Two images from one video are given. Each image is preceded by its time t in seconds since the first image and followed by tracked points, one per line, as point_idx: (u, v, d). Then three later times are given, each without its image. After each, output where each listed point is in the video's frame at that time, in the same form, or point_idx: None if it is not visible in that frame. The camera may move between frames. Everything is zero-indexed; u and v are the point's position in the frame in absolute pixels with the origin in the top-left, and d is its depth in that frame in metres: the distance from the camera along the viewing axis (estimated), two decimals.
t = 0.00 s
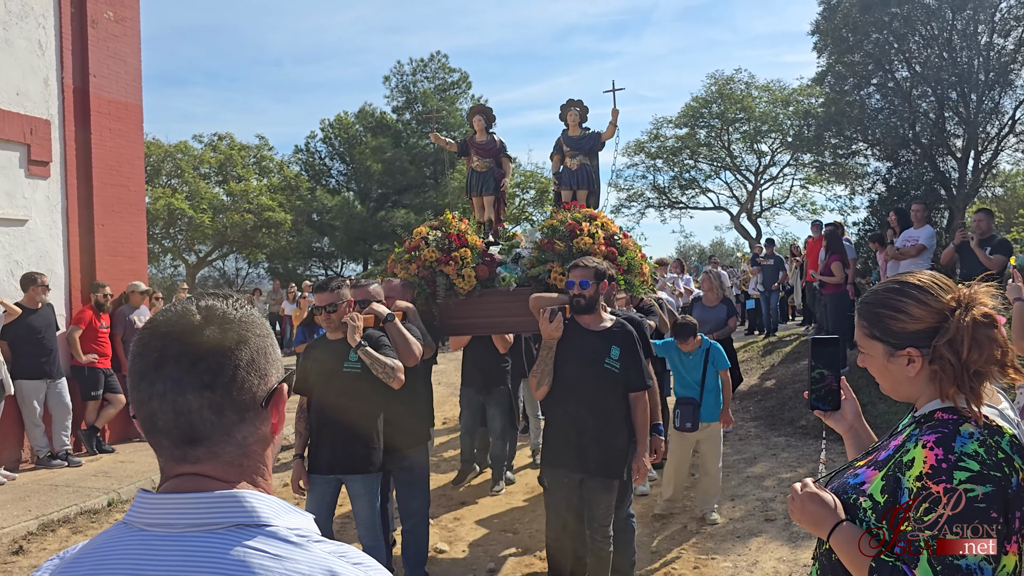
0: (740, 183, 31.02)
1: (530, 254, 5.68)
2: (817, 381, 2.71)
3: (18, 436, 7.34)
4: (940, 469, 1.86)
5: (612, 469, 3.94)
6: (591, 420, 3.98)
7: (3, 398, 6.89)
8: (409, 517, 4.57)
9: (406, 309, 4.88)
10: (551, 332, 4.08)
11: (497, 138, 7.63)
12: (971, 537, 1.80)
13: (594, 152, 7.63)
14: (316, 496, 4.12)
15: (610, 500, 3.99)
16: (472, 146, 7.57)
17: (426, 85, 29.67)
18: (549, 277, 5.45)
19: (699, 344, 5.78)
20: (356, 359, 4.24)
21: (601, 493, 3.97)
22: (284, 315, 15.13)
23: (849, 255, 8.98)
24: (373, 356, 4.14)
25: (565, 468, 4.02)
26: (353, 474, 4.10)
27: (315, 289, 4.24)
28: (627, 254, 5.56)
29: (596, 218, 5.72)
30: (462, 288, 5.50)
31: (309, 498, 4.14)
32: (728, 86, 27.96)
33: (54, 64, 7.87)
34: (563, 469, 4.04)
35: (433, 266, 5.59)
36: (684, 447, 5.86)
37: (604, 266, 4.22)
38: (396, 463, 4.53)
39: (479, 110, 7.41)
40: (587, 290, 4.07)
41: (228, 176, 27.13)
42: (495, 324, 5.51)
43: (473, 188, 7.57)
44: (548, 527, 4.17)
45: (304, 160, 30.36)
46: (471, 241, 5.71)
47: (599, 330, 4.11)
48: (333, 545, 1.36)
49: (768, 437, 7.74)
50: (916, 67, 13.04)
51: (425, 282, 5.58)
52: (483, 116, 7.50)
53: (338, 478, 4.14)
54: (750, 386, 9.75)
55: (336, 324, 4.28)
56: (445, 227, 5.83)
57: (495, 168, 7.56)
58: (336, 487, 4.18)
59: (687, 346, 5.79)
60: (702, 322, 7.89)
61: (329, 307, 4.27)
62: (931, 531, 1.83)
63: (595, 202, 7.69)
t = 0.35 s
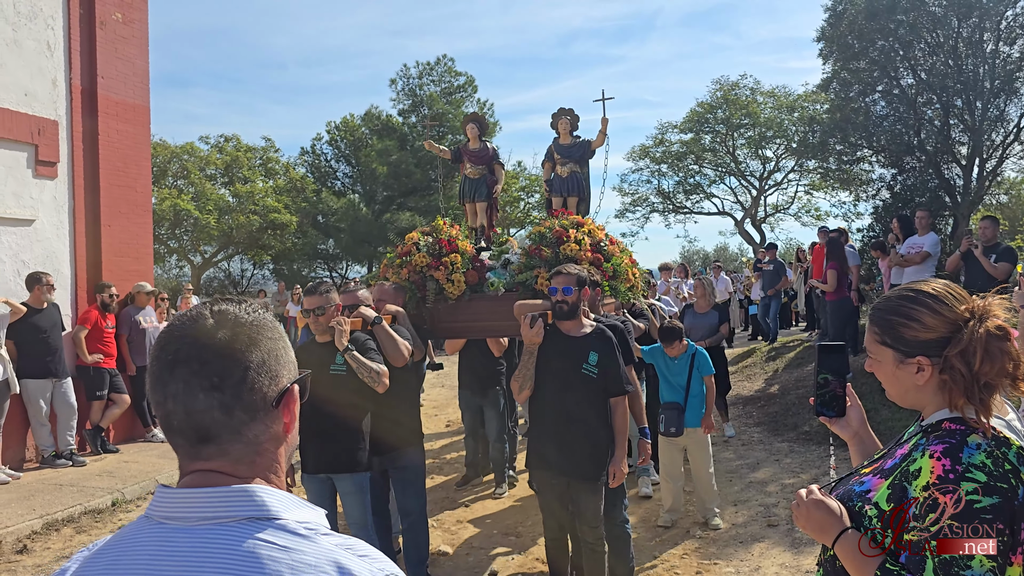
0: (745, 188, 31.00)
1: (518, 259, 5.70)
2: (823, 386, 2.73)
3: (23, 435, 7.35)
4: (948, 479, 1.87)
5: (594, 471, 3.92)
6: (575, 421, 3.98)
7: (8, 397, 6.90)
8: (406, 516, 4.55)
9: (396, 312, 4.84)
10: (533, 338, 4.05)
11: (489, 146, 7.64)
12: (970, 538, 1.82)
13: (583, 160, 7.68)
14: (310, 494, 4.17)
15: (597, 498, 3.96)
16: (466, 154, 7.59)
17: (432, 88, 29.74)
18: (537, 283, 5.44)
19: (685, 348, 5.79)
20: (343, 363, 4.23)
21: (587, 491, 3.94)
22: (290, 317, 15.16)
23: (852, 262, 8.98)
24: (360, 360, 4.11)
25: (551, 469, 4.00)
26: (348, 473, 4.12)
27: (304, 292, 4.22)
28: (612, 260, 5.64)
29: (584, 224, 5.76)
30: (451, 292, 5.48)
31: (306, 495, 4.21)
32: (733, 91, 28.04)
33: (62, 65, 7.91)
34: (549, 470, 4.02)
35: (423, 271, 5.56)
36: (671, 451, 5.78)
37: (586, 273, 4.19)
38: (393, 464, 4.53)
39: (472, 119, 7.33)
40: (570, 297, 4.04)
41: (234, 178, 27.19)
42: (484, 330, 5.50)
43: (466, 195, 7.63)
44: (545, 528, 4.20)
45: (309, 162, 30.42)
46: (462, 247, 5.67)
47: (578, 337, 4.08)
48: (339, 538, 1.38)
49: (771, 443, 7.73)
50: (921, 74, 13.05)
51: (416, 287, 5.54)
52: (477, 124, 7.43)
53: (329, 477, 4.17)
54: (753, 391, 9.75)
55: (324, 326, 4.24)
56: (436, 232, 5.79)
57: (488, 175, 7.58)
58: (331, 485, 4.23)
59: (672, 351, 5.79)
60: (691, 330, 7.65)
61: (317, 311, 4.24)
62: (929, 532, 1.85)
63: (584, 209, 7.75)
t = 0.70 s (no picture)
0: (756, 188, 30.87)
1: (519, 257, 5.68)
2: (838, 388, 2.70)
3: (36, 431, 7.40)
4: (967, 479, 1.87)
5: (589, 465, 3.91)
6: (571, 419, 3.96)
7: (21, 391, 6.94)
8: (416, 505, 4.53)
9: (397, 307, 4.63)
10: (528, 336, 3.97)
11: (494, 145, 7.64)
12: (970, 538, 1.82)
13: (586, 159, 7.67)
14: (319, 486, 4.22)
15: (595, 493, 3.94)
16: (471, 153, 7.58)
17: (444, 87, 29.76)
18: (537, 281, 5.47)
19: (686, 347, 5.79)
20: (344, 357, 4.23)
21: (585, 487, 3.93)
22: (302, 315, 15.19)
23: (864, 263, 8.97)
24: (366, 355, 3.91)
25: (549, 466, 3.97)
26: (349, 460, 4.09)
27: (307, 289, 4.26)
28: (612, 260, 5.64)
29: (585, 225, 5.76)
30: (453, 289, 5.49)
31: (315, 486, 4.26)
32: (746, 91, 27.99)
33: (78, 62, 7.96)
34: (545, 467, 4.00)
35: (425, 268, 5.60)
36: (674, 450, 5.76)
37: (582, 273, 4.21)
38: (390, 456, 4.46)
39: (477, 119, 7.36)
40: (568, 296, 4.03)
41: (246, 175, 26.76)
42: (484, 325, 5.46)
43: (471, 194, 7.63)
44: (549, 525, 4.13)
45: (322, 160, 30.48)
46: (464, 244, 5.67)
47: (575, 336, 4.06)
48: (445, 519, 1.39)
49: (782, 444, 7.71)
50: (936, 75, 12.94)
51: (418, 283, 5.60)
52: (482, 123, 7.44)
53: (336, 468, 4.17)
54: (764, 392, 9.71)
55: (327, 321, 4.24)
56: (439, 230, 5.81)
57: (492, 174, 7.59)
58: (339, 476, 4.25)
59: (672, 350, 5.79)
60: (698, 329, 7.63)
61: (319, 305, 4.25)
62: (930, 530, 1.89)
63: (586, 209, 7.75)
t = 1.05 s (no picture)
0: (771, 186, 30.69)
1: (530, 254, 5.75)
2: (853, 387, 2.68)
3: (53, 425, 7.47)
4: (985, 475, 1.85)
5: (589, 457, 3.93)
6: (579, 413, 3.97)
7: (38, 384, 7.01)
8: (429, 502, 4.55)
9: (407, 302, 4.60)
10: (534, 332, 3.84)
11: (507, 142, 7.67)
12: (971, 538, 1.84)
13: (599, 157, 7.66)
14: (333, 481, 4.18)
15: (597, 487, 3.94)
16: (484, 150, 7.61)
17: (458, 84, 29.74)
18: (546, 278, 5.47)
19: (699, 345, 5.78)
20: (354, 349, 4.14)
21: (587, 480, 3.93)
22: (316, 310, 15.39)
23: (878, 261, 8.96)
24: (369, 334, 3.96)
25: (556, 457, 3.98)
26: (359, 451, 4.08)
27: (317, 283, 4.11)
28: (623, 257, 5.54)
29: (596, 223, 5.76)
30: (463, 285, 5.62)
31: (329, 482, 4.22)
32: (761, 89, 27.88)
33: (95, 57, 8.00)
34: (550, 460, 4.00)
35: (436, 263, 5.70)
36: (688, 449, 5.77)
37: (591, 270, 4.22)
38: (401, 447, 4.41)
39: (490, 115, 7.43)
40: (576, 292, 4.02)
41: (261, 170, 26.98)
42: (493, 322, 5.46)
43: (483, 190, 7.61)
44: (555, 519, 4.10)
45: (335, 156, 30.52)
46: (475, 241, 5.77)
47: (583, 331, 4.04)
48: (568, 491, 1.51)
49: (795, 442, 7.67)
50: (953, 73, 12.88)
51: (429, 278, 5.71)
52: (495, 120, 7.50)
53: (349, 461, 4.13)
54: (778, 391, 9.67)
55: (337, 317, 4.16)
56: (451, 226, 5.86)
57: (505, 171, 7.58)
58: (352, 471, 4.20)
59: (687, 347, 5.79)
60: (710, 328, 7.59)
61: (330, 301, 4.13)
62: (931, 531, 1.91)
63: (598, 207, 7.73)
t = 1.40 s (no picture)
0: (781, 185, 30.52)
1: (545, 251, 5.66)
2: (869, 384, 2.67)
3: (64, 420, 7.49)
4: (1003, 473, 1.83)
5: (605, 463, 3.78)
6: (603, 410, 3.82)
7: (49, 382, 7.04)
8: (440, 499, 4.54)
9: (423, 300, 4.64)
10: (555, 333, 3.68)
11: (521, 140, 7.66)
12: (970, 538, 1.84)
13: (613, 154, 7.63)
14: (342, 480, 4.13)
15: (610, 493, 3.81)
16: (496, 147, 7.60)
17: (469, 82, 29.71)
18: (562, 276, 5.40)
19: (724, 345, 5.71)
20: (367, 347, 4.12)
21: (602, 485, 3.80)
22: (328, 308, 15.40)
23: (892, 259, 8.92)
24: (381, 329, 4.03)
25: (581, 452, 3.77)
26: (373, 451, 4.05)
27: (331, 281, 4.07)
28: (639, 255, 5.50)
29: (610, 219, 5.67)
30: (477, 283, 5.62)
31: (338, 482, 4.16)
32: (772, 87, 27.74)
33: (107, 55, 8.03)
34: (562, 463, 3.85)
35: (450, 262, 5.70)
36: (713, 450, 5.69)
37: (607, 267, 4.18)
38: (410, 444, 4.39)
39: (502, 112, 7.43)
40: (594, 290, 3.97)
41: (270, 169, 26.99)
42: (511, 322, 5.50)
43: (495, 187, 7.59)
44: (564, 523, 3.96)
45: (345, 154, 30.55)
46: (489, 238, 5.74)
47: (599, 329, 3.95)
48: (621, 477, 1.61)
49: (806, 442, 7.63)
50: (967, 71, 12.82)
51: (442, 276, 5.72)
52: (507, 118, 7.50)
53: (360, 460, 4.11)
54: (789, 391, 9.62)
55: (351, 315, 4.11)
56: (464, 223, 5.82)
57: (518, 169, 7.56)
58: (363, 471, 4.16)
59: (712, 347, 5.70)
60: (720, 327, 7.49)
61: (345, 298, 4.09)
62: (933, 528, 1.91)
63: (614, 204, 7.69)
